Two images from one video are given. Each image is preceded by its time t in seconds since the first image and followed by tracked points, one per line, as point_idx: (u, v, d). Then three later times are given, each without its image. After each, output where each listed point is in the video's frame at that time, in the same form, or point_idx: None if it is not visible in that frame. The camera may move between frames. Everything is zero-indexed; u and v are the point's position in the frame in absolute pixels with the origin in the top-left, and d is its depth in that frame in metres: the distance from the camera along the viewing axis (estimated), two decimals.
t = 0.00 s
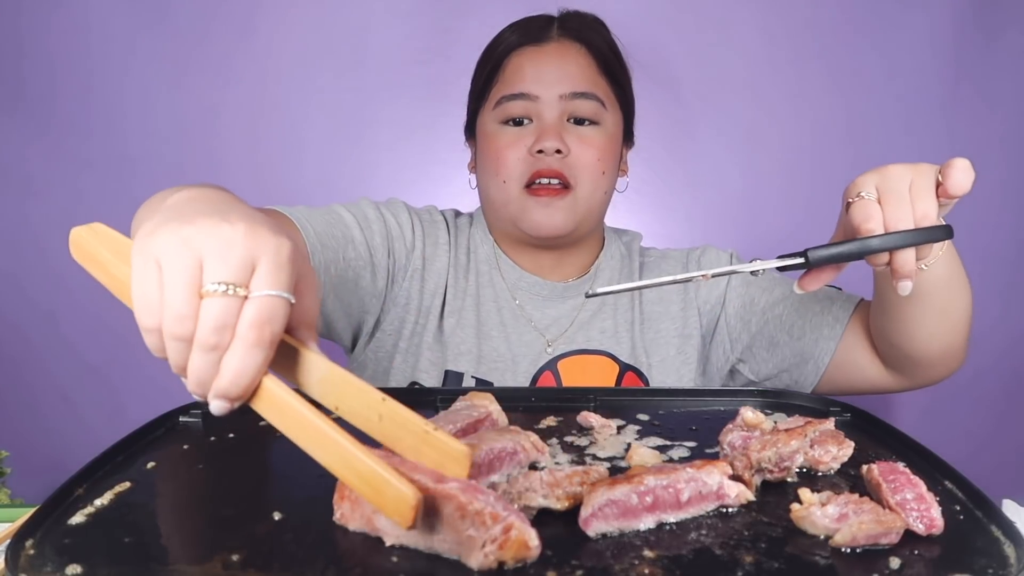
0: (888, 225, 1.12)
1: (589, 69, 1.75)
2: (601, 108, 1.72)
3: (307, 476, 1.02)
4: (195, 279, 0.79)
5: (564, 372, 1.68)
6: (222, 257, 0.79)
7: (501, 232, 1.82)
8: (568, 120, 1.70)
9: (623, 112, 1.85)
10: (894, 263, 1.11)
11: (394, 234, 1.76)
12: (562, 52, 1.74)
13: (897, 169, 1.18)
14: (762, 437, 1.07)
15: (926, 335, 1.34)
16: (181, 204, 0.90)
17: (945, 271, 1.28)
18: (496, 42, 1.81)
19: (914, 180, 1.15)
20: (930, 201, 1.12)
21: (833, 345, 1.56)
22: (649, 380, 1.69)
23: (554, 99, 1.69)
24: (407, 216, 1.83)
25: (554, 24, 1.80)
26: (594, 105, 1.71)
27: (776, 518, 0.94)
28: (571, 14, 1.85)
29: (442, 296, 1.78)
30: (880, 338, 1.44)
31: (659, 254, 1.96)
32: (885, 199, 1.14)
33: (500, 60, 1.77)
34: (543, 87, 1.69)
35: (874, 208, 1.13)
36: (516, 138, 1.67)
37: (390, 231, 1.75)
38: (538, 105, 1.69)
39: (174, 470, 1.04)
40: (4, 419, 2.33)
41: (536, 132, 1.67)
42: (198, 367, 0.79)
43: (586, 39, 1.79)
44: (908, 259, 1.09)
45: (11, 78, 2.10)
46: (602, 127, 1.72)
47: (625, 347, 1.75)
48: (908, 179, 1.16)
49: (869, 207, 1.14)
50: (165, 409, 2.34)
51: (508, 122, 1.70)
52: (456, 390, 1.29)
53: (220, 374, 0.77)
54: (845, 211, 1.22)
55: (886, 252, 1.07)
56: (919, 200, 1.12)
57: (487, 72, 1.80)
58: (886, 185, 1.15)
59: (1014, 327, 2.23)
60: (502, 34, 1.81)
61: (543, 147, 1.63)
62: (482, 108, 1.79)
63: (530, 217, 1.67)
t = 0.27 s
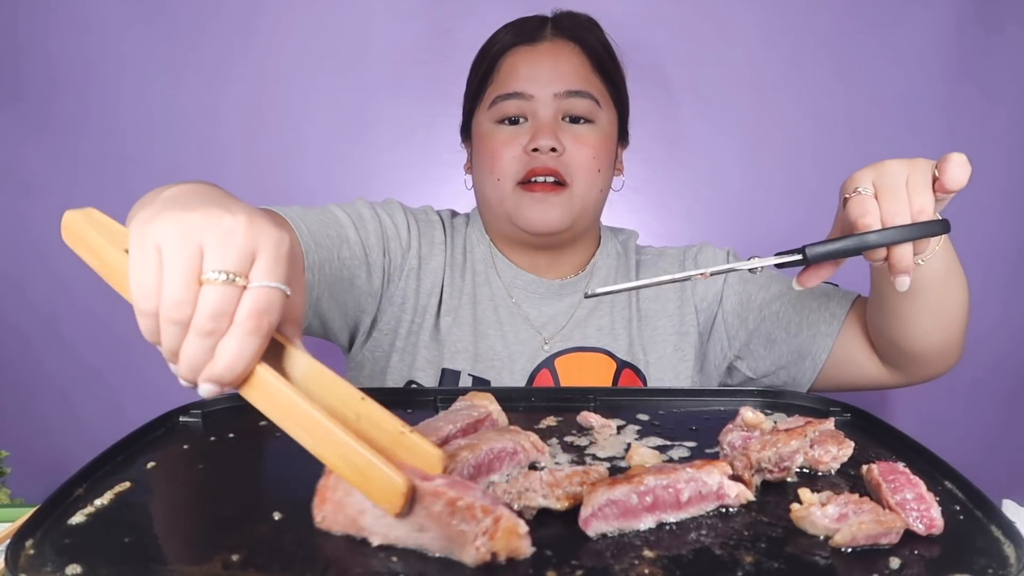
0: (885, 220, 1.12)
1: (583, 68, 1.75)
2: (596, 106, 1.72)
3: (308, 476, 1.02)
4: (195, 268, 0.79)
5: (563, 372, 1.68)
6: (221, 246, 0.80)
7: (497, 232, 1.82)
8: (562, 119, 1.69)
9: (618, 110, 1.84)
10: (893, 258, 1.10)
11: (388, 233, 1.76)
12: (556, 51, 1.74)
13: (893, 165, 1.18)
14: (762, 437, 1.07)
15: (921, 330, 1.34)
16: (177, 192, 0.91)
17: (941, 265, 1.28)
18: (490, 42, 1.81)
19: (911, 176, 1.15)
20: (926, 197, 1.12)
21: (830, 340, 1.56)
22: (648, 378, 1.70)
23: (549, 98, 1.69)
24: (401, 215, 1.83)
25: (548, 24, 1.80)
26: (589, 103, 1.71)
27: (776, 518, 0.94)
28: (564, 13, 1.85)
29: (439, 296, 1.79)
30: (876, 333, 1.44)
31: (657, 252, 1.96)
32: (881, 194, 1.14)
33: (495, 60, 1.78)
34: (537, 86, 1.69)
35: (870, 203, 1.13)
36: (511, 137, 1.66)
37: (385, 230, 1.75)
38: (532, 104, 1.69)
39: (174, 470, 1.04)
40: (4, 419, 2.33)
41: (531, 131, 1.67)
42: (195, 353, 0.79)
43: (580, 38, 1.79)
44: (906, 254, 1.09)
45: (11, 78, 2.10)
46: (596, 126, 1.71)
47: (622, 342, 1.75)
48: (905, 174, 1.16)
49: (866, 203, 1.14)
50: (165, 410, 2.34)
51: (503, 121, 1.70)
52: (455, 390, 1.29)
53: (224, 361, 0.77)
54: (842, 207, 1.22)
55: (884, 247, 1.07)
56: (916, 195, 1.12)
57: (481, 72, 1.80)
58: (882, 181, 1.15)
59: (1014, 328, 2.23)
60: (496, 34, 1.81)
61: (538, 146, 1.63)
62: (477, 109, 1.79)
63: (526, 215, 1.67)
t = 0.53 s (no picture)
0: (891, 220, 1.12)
1: (579, 67, 1.75)
2: (593, 105, 1.72)
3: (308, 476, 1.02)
4: (241, 238, 0.87)
5: (562, 372, 1.68)
6: (273, 230, 0.92)
7: (495, 230, 1.82)
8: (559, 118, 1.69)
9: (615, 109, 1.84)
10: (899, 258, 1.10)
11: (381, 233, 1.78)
12: (553, 51, 1.74)
13: (897, 165, 1.18)
14: (762, 437, 1.07)
15: (922, 333, 1.34)
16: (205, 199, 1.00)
17: (945, 269, 1.28)
18: (487, 42, 1.81)
19: (917, 176, 1.15)
20: (931, 196, 1.12)
21: (833, 343, 1.56)
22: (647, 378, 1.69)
23: (546, 97, 1.69)
24: (395, 214, 1.83)
25: (544, 25, 1.80)
26: (585, 102, 1.71)
27: (776, 518, 0.94)
28: (561, 14, 1.85)
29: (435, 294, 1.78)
30: (877, 335, 1.45)
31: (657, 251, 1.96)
32: (887, 194, 1.14)
33: (492, 60, 1.78)
34: (534, 85, 1.69)
35: (876, 202, 1.13)
36: (509, 136, 1.66)
37: (379, 228, 1.77)
38: (529, 103, 1.69)
39: (174, 470, 1.04)
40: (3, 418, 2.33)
41: (528, 130, 1.66)
42: (204, 303, 0.78)
43: (577, 38, 1.79)
44: (912, 254, 1.09)
45: (11, 77, 2.10)
46: (593, 125, 1.71)
47: (621, 341, 1.75)
48: (911, 174, 1.16)
49: (872, 202, 1.13)
50: (165, 409, 2.34)
51: (500, 121, 1.70)
52: (455, 390, 1.29)
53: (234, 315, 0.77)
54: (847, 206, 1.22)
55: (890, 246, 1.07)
56: (921, 195, 1.12)
57: (478, 72, 1.80)
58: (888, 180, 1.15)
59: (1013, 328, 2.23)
60: (493, 34, 1.81)
61: (535, 145, 1.63)
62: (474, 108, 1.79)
63: (523, 213, 1.67)
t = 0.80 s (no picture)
0: (899, 220, 1.11)
1: (578, 66, 1.75)
2: (591, 105, 1.72)
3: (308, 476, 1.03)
4: (186, 192, 0.87)
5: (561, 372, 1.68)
6: (215, 175, 0.92)
7: (493, 228, 1.83)
8: (558, 117, 1.69)
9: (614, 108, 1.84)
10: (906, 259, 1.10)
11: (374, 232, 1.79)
12: (551, 50, 1.74)
13: (906, 166, 1.18)
14: (762, 437, 1.07)
15: (922, 332, 1.34)
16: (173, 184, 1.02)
17: (946, 269, 1.28)
18: (486, 41, 1.81)
19: (924, 176, 1.15)
20: (939, 198, 1.12)
21: (834, 343, 1.56)
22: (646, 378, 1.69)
23: (544, 96, 1.69)
24: (388, 212, 1.84)
25: (543, 25, 1.80)
26: (584, 101, 1.71)
27: (776, 518, 0.94)
28: (559, 13, 1.85)
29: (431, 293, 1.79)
30: (877, 335, 1.45)
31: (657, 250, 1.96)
32: (894, 194, 1.14)
33: (490, 59, 1.78)
34: (532, 85, 1.69)
35: (884, 202, 1.13)
36: (507, 135, 1.66)
37: (371, 228, 1.77)
38: (527, 102, 1.69)
39: (173, 471, 1.04)
40: (4, 418, 2.33)
41: (526, 129, 1.66)
42: (180, 266, 0.80)
43: (575, 37, 1.79)
44: (918, 254, 1.09)
45: (11, 77, 2.10)
46: (592, 124, 1.71)
47: (620, 341, 1.74)
48: (917, 174, 1.16)
49: (879, 201, 1.14)
50: (165, 410, 2.34)
51: (499, 120, 1.70)
52: (455, 390, 1.29)
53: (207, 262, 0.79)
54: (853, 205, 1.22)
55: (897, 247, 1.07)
56: (928, 196, 1.13)
57: (477, 72, 1.80)
58: (895, 180, 1.16)
59: (1013, 327, 2.23)
60: (491, 34, 1.81)
61: (533, 143, 1.62)
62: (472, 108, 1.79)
63: (522, 211, 1.67)
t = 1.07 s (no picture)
0: (900, 216, 1.11)
1: (574, 65, 1.74)
2: (587, 102, 1.71)
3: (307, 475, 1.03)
4: (139, 158, 0.96)
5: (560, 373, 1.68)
6: (167, 143, 0.99)
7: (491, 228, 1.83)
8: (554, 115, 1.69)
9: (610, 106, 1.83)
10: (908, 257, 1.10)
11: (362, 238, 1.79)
12: (547, 49, 1.73)
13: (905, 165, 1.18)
14: (762, 437, 1.07)
15: (920, 334, 1.34)
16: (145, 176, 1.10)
17: (945, 270, 1.28)
18: (482, 41, 1.81)
19: (924, 173, 1.15)
20: (938, 197, 1.12)
21: (834, 345, 1.56)
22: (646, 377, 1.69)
23: (539, 95, 1.68)
24: (377, 216, 1.83)
25: (538, 24, 1.80)
26: (579, 99, 1.70)
27: (776, 518, 0.94)
28: (555, 13, 1.85)
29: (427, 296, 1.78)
30: (876, 337, 1.44)
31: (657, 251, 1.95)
32: (894, 190, 1.15)
33: (485, 59, 1.78)
34: (528, 83, 1.68)
35: (884, 198, 1.14)
36: (504, 134, 1.66)
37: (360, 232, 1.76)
38: (523, 101, 1.68)
39: (173, 471, 1.04)
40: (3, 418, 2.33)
41: (522, 127, 1.66)
42: (129, 218, 0.86)
43: (570, 36, 1.79)
44: (919, 250, 1.08)
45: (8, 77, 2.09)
46: (588, 122, 1.70)
47: (619, 340, 1.74)
48: (917, 171, 1.16)
49: (880, 197, 1.14)
50: (164, 410, 2.33)
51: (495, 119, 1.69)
52: (455, 390, 1.28)
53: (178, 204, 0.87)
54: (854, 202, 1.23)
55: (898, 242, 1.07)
56: (928, 192, 1.13)
57: (473, 71, 1.80)
58: (895, 177, 1.16)
59: (1013, 327, 2.22)
60: (487, 34, 1.81)
61: (530, 142, 1.62)
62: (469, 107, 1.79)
63: (519, 211, 1.66)
